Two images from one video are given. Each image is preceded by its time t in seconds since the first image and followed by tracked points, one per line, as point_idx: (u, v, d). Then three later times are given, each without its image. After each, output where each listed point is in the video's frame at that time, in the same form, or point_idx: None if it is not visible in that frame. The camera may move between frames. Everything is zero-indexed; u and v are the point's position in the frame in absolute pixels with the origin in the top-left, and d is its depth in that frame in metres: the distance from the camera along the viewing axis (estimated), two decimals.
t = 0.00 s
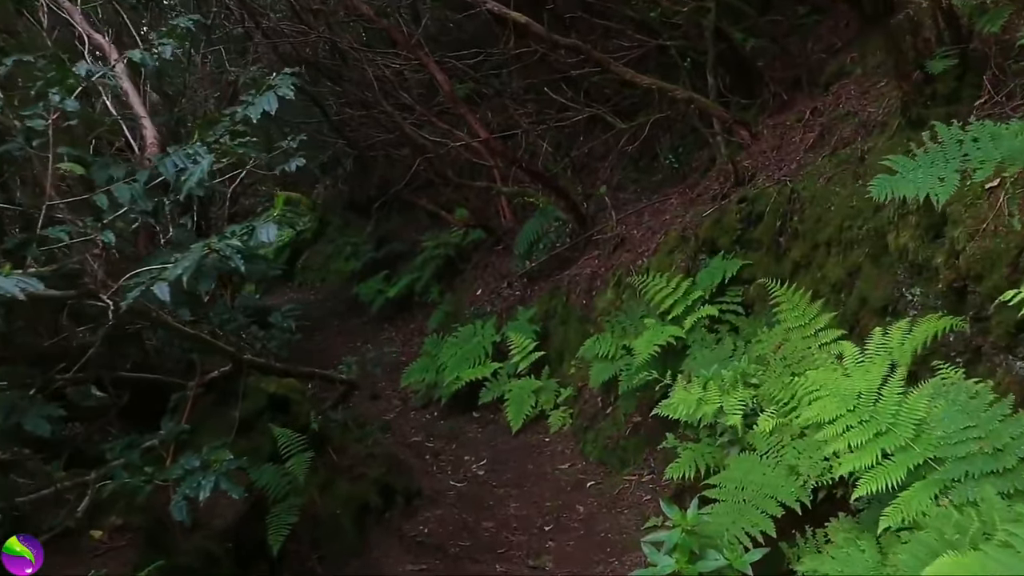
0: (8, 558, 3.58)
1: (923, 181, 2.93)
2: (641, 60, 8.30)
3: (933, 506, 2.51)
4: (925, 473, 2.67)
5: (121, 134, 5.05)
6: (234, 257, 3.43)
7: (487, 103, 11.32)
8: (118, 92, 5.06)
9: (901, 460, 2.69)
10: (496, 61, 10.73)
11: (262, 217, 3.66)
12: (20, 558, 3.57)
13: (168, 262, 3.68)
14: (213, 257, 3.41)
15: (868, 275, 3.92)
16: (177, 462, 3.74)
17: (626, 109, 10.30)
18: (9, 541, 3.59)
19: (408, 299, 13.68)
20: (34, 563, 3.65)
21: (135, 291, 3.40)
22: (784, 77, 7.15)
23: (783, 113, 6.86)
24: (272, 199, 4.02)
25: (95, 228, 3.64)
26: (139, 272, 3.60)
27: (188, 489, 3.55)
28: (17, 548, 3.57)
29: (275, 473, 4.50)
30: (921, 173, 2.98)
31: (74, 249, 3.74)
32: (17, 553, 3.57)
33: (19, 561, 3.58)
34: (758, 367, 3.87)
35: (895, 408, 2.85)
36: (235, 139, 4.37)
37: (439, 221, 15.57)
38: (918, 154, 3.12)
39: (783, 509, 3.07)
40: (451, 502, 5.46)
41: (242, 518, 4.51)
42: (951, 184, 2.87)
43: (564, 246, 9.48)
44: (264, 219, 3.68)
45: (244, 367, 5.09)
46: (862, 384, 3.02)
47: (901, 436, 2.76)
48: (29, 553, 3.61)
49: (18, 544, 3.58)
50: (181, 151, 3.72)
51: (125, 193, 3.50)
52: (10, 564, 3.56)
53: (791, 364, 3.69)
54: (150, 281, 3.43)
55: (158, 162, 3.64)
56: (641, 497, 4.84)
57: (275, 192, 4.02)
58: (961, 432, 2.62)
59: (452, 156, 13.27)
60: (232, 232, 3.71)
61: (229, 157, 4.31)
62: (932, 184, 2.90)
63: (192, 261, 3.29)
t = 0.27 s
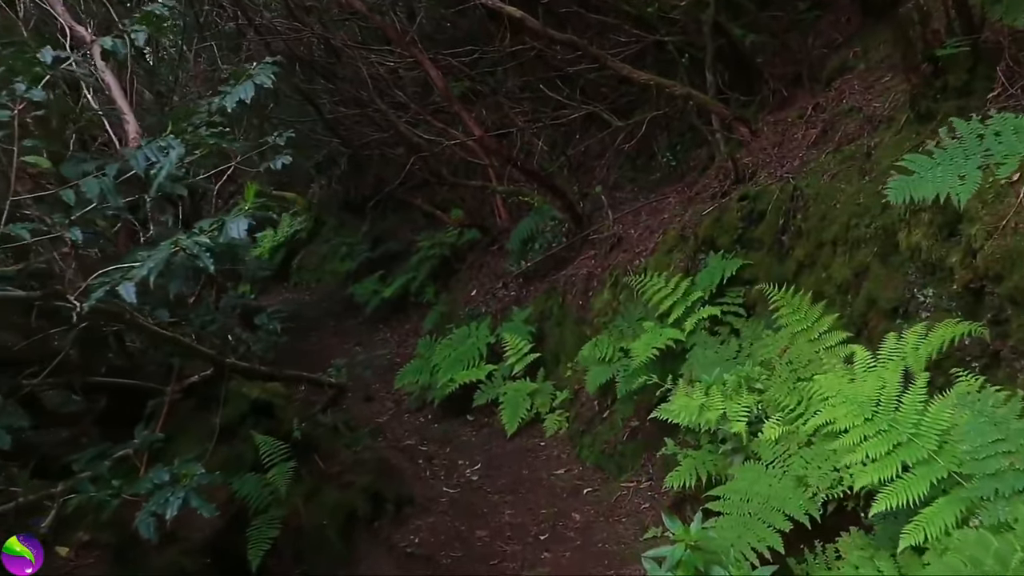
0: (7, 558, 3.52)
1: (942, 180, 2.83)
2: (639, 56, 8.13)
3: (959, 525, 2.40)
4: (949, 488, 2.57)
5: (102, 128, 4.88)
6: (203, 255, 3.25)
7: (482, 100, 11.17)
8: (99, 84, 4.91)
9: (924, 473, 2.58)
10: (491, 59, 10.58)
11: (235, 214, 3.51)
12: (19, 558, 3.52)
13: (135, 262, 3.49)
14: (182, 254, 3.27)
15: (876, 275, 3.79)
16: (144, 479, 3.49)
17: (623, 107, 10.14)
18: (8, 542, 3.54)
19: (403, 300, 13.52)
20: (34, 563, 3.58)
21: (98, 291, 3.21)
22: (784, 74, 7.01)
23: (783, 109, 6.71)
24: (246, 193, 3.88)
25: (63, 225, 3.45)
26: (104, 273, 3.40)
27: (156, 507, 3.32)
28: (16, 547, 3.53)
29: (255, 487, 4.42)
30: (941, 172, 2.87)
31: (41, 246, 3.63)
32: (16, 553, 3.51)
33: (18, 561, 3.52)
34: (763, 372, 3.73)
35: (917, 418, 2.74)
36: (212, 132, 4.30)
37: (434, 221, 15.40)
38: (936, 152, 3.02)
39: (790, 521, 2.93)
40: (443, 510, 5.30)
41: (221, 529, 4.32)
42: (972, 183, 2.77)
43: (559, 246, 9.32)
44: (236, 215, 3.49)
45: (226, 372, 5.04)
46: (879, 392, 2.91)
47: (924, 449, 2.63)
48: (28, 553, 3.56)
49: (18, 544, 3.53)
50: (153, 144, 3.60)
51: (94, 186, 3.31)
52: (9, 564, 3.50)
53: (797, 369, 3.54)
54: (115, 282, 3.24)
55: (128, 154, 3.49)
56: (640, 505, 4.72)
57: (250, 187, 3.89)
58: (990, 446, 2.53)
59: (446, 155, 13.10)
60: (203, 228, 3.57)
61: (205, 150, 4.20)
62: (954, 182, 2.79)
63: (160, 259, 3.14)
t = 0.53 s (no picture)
0: (7, 558, 3.24)
1: (966, 176, 2.76)
2: (637, 53, 8.00)
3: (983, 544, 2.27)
4: (972, 505, 2.44)
5: (83, 123, 4.73)
6: (170, 254, 3.15)
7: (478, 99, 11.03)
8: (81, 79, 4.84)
9: (945, 488, 2.45)
10: (487, 57, 10.47)
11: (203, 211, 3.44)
12: (20, 558, 3.24)
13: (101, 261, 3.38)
14: (147, 253, 3.18)
15: (884, 276, 3.67)
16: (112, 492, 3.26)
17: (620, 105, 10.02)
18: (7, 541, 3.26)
19: (398, 301, 13.36)
20: (34, 563, 3.33)
21: (60, 292, 3.10)
22: (784, 71, 6.87)
23: (784, 107, 6.57)
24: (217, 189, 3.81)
25: (28, 222, 3.31)
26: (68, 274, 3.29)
27: (123, 523, 3.09)
28: (17, 548, 3.25)
29: (237, 497, 4.30)
30: (962, 168, 2.81)
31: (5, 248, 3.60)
32: (17, 553, 3.24)
33: (18, 562, 3.25)
34: (768, 378, 3.61)
35: (936, 429, 2.62)
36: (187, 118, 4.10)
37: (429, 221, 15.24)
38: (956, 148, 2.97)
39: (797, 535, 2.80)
40: (437, 517, 5.14)
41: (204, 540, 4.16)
42: (997, 179, 2.71)
43: (556, 246, 9.18)
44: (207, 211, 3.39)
45: (208, 377, 4.95)
46: (895, 401, 2.78)
47: (944, 461, 2.51)
48: (29, 553, 3.29)
49: (18, 544, 3.25)
50: (123, 136, 3.47)
51: (61, 182, 3.19)
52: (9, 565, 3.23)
53: (804, 375, 3.43)
54: (78, 282, 3.12)
55: (98, 148, 3.35)
56: (639, 513, 4.63)
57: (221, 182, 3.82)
58: (1017, 462, 2.40)
59: (442, 154, 12.95)
60: (173, 226, 3.50)
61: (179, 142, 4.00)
62: (977, 178, 2.73)
63: (125, 258, 3.05)
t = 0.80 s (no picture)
0: (5, 559, 3.00)
1: (1001, 167, 2.66)
2: (635, 50, 7.84)
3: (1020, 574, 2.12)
4: (1005, 530, 2.29)
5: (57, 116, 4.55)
6: (125, 255, 2.90)
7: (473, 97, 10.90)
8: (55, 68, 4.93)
9: (979, 512, 2.29)
10: (483, 54, 10.35)
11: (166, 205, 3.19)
12: (19, 559, 3.00)
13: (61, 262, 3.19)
14: (102, 253, 2.93)
15: (896, 278, 3.52)
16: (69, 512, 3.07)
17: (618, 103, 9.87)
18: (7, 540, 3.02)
19: (393, 302, 13.19)
20: (35, 563, 3.07)
21: (10, 295, 2.91)
22: (786, 67, 6.71)
23: (787, 103, 6.41)
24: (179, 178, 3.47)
25: None
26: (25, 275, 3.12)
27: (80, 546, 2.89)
28: (16, 548, 3.01)
29: (215, 513, 4.08)
30: (996, 159, 2.69)
31: None
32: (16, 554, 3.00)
33: (17, 562, 3.00)
34: (776, 385, 3.45)
35: (966, 447, 2.46)
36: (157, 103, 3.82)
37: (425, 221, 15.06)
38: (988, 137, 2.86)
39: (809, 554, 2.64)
40: (430, 527, 4.96)
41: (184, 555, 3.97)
42: None
43: (553, 246, 9.01)
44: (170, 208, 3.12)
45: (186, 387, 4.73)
46: (920, 415, 2.63)
47: (976, 482, 2.36)
48: (30, 553, 3.04)
49: (18, 544, 3.01)
50: (83, 127, 3.25)
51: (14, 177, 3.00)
52: (7, 566, 2.98)
53: (813, 383, 3.27)
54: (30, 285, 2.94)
55: (56, 139, 3.15)
56: (638, 523, 4.48)
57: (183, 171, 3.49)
58: None
59: (437, 153, 12.78)
60: (132, 223, 3.25)
61: (143, 132, 3.69)
62: (1014, 169, 2.62)
63: (75, 260, 2.83)
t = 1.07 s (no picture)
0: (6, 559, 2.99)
1: None
2: (634, 46, 7.69)
3: None
4: None
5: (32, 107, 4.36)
6: (71, 260, 2.74)
7: (469, 95, 10.74)
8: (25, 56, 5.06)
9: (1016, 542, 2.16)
10: (480, 52, 10.20)
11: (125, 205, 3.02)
12: (19, 559, 2.97)
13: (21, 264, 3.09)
14: (50, 258, 2.80)
15: (911, 281, 3.37)
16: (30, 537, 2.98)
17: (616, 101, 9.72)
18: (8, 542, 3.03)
19: (388, 303, 13.00)
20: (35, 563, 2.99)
21: None
22: (788, 64, 6.56)
23: (790, 100, 6.24)
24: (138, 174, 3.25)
25: None
26: None
27: None
28: (17, 548, 3.00)
29: (195, 533, 3.88)
30: None
31: None
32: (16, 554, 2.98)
33: (18, 562, 2.97)
34: (785, 394, 3.29)
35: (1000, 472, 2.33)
36: (127, 95, 3.67)
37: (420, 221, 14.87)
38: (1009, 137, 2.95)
39: None
40: (423, 539, 4.79)
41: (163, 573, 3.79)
42: None
43: (550, 247, 8.83)
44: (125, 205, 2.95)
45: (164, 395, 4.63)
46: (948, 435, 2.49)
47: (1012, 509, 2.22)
48: (30, 553, 3.00)
49: (18, 543, 3.01)
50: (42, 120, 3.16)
51: None
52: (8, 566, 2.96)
53: (825, 392, 3.12)
54: None
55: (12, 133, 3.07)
56: (639, 536, 4.34)
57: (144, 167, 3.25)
58: None
59: (432, 152, 12.60)
60: (87, 221, 3.09)
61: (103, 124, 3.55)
62: None
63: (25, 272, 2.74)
